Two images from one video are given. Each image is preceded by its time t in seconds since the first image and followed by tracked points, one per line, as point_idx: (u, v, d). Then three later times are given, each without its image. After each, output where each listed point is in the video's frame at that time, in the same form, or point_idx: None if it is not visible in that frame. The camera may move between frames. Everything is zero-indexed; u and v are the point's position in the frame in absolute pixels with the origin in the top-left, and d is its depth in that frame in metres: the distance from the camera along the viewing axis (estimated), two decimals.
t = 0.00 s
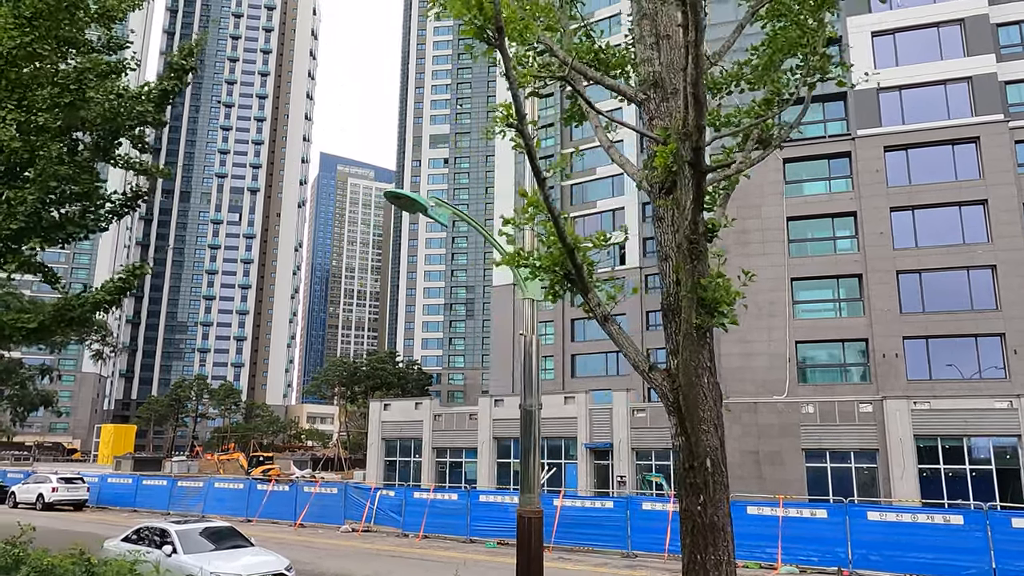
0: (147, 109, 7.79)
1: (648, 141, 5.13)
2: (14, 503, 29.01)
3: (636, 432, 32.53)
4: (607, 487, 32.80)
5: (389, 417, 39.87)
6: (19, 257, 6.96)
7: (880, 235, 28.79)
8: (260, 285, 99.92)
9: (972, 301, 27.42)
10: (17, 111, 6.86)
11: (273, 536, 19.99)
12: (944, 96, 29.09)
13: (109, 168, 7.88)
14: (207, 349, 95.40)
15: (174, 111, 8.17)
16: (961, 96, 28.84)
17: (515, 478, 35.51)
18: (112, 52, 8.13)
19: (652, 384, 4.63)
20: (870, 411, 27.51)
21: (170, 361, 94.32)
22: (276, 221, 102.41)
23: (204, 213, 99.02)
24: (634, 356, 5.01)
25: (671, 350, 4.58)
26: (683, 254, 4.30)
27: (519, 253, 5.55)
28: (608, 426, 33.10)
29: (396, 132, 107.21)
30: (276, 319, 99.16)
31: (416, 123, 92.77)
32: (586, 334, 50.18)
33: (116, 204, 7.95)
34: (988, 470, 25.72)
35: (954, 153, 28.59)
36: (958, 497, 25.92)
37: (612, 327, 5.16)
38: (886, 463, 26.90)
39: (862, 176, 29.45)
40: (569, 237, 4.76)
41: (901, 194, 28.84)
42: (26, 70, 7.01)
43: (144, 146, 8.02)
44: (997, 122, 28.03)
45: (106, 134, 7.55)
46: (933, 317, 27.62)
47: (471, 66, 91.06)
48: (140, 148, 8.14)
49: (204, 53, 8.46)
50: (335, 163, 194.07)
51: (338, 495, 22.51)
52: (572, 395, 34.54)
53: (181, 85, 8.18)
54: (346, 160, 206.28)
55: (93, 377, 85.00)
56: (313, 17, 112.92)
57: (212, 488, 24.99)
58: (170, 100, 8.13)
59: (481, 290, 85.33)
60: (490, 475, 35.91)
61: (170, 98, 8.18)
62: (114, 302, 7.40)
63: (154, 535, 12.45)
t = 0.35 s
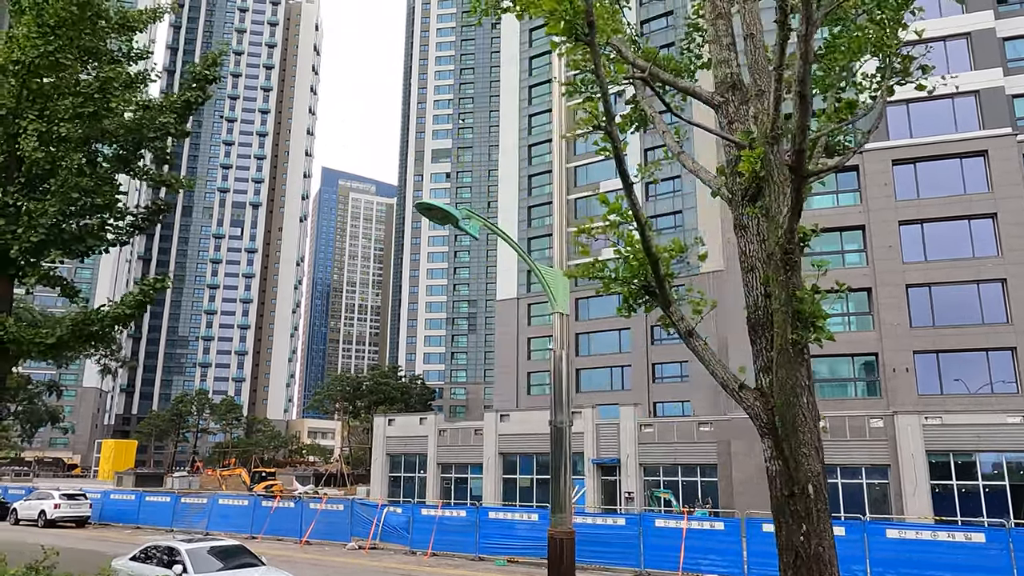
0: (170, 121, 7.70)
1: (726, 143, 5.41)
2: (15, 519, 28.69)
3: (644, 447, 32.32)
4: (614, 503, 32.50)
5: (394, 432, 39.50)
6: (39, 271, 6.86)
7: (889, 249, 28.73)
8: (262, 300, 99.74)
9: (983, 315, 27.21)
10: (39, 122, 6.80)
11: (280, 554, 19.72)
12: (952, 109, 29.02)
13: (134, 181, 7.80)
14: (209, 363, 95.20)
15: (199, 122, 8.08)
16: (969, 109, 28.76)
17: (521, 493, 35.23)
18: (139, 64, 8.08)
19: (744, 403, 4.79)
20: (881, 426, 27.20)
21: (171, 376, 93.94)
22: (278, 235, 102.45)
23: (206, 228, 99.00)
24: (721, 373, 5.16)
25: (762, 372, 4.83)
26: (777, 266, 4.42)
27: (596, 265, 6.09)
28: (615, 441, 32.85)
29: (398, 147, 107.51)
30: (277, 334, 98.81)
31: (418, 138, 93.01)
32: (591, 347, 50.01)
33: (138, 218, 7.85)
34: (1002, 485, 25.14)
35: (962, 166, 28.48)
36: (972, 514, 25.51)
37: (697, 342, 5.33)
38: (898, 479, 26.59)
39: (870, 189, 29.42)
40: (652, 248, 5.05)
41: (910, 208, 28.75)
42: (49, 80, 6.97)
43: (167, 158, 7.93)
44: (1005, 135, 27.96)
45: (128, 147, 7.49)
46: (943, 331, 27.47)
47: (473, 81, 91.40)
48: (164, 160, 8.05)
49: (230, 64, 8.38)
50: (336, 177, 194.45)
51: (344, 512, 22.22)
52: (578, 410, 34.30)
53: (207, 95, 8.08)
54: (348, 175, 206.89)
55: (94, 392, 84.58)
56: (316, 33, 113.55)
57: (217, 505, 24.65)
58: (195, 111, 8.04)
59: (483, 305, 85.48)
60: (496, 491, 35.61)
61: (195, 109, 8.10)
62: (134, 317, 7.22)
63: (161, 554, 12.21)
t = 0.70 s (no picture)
0: (189, 127, 7.64)
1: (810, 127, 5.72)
2: (14, 537, 28.33)
3: (649, 463, 32.05)
4: (620, 520, 32.15)
5: (396, 447, 39.16)
6: (54, 279, 6.76)
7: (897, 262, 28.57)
8: (262, 315, 99.51)
9: (991, 330, 27.04)
10: (55, 126, 6.78)
11: (283, 572, 19.41)
12: (959, 125, 28.98)
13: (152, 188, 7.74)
14: (208, 379, 94.83)
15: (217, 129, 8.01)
16: (975, 124, 28.70)
17: (525, 510, 34.90)
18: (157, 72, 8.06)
19: (837, 410, 4.94)
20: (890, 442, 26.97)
21: (171, 393, 93.53)
22: (278, 251, 102.43)
23: (206, 243, 98.93)
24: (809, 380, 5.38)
25: (854, 378, 4.96)
26: (871, 262, 4.69)
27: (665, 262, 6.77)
28: (621, 458, 32.61)
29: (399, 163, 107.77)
30: (277, 349, 98.47)
31: (419, 153, 93.26)
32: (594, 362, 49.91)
33: (153, 224, 7.76)
34: (1013, 502, 24.87)
35: (969, 180, 28.42)
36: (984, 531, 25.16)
37: (781, 344, 5.59)
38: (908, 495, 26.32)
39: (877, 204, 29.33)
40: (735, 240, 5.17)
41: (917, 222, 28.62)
42: (66, 85, 6.95)
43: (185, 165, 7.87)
44: (1012, 149, 27.91)
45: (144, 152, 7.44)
46: (952, 345, 27.26)
47: (474, 97, 91.77)
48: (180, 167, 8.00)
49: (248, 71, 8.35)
50: (337, 193, 194.76)
51: (348, 529, 21.88)
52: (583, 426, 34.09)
53: (224, 101, 8.02)
54: (348, 191, 207.28)
55: (93, 408, 84.10)
56: (317, 49, 114.17)
57: (219, 522, 24.29)
58: (214, 117, 7.98)
59: (484, 320, 85.37)
60: (500, 508, 35.25)
61: (214, 116, 8.03)
62: (149, 327, 7.05)
63: (163, 573, 11.93)
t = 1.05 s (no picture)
0: (202, 139, 7.60)
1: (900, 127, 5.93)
2: (9, 557, 27.89)
3: (654, 482, 31.64)
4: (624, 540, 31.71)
5: (397, 466, 38.80)
6: (62, 292, 6.65)
7: (903, 279, 28.45)
8: (260, 332, 99.09)
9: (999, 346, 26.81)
10: (66, 135, 6.66)
11: None
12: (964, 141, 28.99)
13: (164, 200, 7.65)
14: (206, 397, 94.19)
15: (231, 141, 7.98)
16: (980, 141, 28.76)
17: (528, 530, 34.38)
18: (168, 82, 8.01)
19: (942, 429, 5.11)
20: (899, 460, 26.63)
21: (168, 410, 92.91)
22: (276, 267, 102.17)
23: (205, 260, 98.75)
24: (913, 399, 5.53)
25: (964, 396, 5.10)
26: (984, 269, 4.98)
27: (748, 269, 6.92)
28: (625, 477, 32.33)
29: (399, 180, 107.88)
30: (275, 366, 98.04)
31: (419, 170, 93.48)
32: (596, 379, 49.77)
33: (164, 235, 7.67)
34: None
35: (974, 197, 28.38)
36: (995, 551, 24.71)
37: (879, 358, 5.76)
38: (918, 515, 25.94)
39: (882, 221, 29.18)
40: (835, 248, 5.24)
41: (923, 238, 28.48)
42: (77, 94, 6.87)
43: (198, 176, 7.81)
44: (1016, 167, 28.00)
45: (158, 163, 7.37)
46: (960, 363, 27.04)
47: (473, 114, 92.02)
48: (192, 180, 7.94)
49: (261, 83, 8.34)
50: (336, 211, 195.06)
51: (349, 550, 21.14)
52: (586, 444, 33.77)
53: (237, 112, 7.98)
54: (348, 208, 207.69)
55: (89, 425, 83.46)
56: (318, 67, 114.74)
57: (217, 542, 23.87)
58: (226, 129, 7.94)
59: (483, 337, 84.95)
60: (502, 528, 34.75)
61: (226, 127, 7.98)
62: (161, 342, 6.90)
63: None
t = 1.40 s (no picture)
0: (222, 141, 8.95)
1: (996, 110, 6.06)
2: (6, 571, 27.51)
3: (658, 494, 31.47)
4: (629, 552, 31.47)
5: (398, 478, 38.52)
6: (79, 297, 7.83)
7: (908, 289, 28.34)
8: (258, 343, 98.75)
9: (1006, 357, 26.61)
10: (83, 135, 7.88)
11: None
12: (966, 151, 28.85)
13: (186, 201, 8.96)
14: (203, 409, 93.78)
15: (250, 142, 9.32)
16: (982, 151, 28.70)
17: (531, 543, 33.96)
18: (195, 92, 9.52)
19: None
20: (906, 472, 26.52)
21: (165, 422, 92.43)
22: (275, 278, 101.92)
23: (203, 271, 98.54)
24: None
25: None
26: None
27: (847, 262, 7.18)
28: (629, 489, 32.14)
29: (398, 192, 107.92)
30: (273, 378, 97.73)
31: (418, 181, 93.64)
32: (598, 391, 49.46)
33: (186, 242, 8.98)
34: None
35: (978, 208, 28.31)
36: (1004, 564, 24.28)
37: (995, 355, 5.88)
38: (926, 527, 25.75)
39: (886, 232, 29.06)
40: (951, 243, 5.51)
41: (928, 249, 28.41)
42: (96, 95, 8.10)
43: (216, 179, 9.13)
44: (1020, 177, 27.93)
45: (176, 166, 8.67)
46: (966, 373, 26.93)
47: (473, 126, 92.19)
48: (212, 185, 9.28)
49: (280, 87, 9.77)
50: (334, 223, 194.92)
51: (353, 563, 21.33)
52: (590, 455, 33.53)
53: (255, 118, 9.33)
54: (345, 220, 207.70)
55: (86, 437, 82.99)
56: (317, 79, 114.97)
57: (218, 555, 23.13)
58: (243, 134, 9.31)
59: (482, 348, 84.62)
60: (505, 540, 34.45)
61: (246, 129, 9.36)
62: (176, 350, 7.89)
63: None
